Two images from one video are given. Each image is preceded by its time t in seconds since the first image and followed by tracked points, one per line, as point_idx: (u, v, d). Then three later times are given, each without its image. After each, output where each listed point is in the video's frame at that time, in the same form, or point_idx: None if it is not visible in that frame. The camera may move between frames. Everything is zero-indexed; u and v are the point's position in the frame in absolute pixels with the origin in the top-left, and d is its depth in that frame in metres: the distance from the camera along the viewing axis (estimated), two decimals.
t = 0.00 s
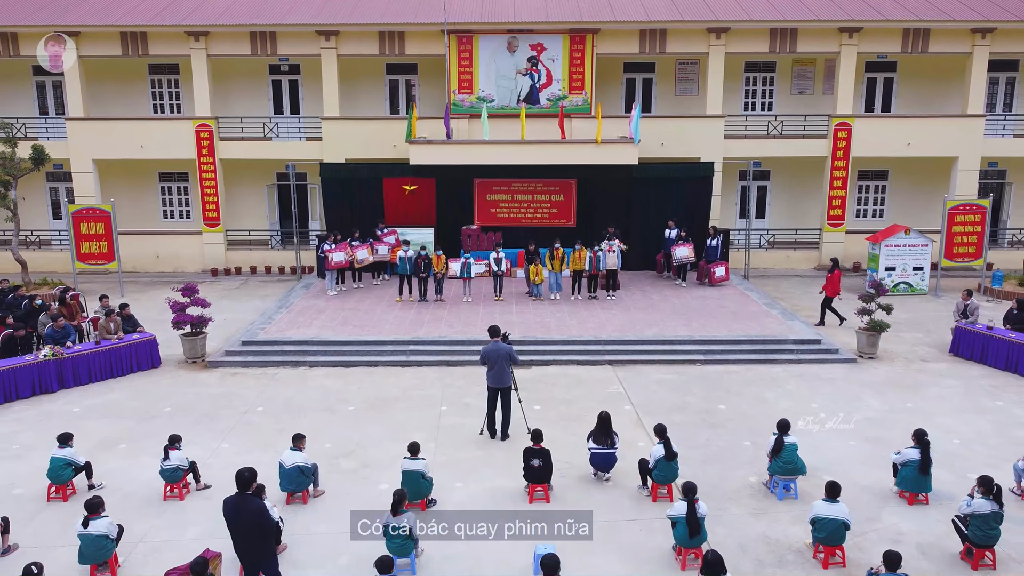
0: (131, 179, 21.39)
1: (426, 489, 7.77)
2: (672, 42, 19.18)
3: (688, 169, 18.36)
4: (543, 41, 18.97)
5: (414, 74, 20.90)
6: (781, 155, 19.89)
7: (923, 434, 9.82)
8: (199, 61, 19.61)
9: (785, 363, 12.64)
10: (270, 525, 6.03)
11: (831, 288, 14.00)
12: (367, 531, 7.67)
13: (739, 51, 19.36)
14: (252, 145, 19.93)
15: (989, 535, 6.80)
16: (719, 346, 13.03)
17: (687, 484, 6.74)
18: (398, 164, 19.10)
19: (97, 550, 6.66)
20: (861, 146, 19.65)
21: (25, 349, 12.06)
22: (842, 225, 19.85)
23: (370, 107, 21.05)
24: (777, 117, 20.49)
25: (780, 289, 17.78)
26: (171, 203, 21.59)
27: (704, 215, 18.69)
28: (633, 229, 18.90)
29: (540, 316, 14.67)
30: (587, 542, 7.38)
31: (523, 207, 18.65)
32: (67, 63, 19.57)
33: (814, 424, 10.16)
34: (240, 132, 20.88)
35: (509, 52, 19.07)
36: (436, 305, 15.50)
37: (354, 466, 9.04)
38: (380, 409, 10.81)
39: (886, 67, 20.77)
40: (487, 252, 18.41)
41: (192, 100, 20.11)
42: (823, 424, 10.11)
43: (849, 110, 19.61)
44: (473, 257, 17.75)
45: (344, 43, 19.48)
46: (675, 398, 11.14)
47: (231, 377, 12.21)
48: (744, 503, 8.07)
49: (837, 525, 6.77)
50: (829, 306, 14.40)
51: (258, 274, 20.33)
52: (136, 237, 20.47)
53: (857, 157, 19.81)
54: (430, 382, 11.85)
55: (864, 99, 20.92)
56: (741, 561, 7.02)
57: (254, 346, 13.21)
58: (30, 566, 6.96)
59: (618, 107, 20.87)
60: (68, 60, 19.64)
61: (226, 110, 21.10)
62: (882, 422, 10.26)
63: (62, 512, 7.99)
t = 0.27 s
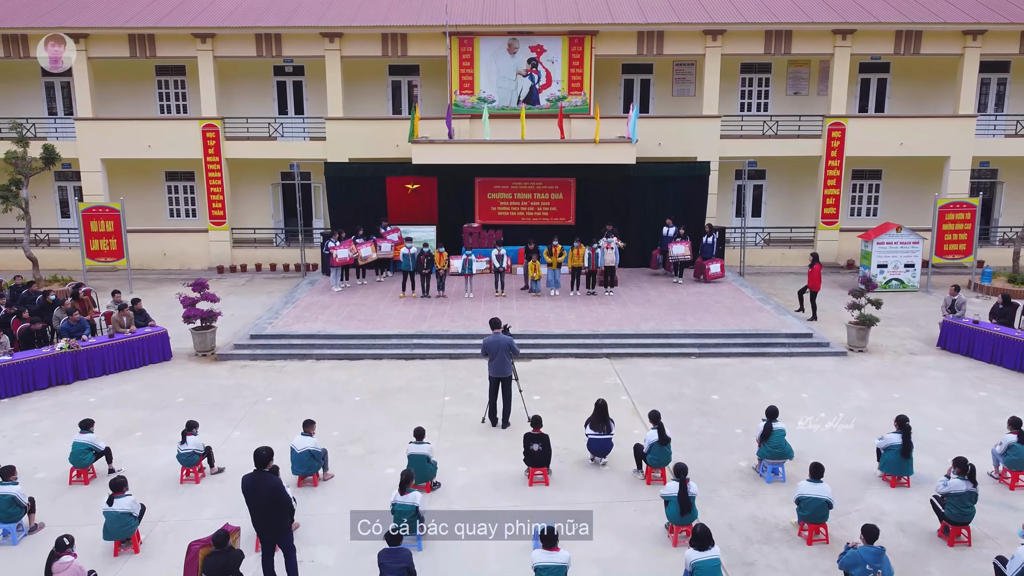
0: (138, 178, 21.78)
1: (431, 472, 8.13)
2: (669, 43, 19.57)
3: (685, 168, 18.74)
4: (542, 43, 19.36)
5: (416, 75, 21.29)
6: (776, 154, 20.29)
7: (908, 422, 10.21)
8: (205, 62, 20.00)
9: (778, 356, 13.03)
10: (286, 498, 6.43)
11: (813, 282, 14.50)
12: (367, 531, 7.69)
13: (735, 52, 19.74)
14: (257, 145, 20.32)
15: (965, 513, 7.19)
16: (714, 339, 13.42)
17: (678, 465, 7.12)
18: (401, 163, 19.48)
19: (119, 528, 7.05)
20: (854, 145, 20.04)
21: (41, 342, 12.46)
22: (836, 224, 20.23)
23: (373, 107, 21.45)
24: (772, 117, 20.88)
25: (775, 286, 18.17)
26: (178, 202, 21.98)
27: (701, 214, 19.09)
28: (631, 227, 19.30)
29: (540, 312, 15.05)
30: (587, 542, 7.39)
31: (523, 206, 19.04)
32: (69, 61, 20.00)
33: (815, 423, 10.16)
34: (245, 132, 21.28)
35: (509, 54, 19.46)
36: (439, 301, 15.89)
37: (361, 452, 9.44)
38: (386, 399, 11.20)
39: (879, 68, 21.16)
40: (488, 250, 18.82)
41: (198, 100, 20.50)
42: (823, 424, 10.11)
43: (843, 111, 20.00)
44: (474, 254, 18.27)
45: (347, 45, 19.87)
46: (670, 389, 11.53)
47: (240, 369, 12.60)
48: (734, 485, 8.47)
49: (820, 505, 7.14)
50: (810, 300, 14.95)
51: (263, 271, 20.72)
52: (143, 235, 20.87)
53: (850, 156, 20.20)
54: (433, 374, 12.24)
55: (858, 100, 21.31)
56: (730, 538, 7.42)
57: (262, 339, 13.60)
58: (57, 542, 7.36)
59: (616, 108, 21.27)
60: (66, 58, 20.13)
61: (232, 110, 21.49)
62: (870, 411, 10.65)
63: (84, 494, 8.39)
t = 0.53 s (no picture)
0: (145, 177, 22.16)
1: (435, 456, 8.51)
2: (666, 45, 19.97)
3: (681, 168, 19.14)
4: (542, 45, 19.75)
5: (418, 76, 21.69)
6: (771, 154, 20.69)
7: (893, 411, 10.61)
8: (211, 63, 20.39)
9: (770, 350, 13.43)
10: (301, 476, 6.83)
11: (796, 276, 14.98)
12: (367, 531, 7.69)
13: (731, 54, 20.13)
14: (262, 144, 20.71)
15: (942, 493, 7.58)
16: (708, 333, 13.82)
17: (670, 448, 7.49)
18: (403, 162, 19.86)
19: (140, 506, 7.45)
20: (848, 145, 20.43)
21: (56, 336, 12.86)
22: (830, 222, 20.64)
23: (376, 108, 21.84)
24: (767, 117, 21.28)
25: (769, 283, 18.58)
26: (184, 201, 22.37)
27: (697, 212, 19.49)
28: (629, 225, 19.71)
29: (539, 307, 15.45)
30: (587, 541, 7.39)
31: (523, 204, 19.44)
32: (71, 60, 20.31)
33: (815, 424, 10.16)
34: (250, 132, 21.67)
35: (509, 55, 19.85)
36: (441, 297, 16.29)
37: (368, 439, 9.83)
38: (391, 390, 11.60)
39: (873, 69, 21.56)
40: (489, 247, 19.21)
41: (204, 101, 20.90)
42: (823, 425, 10.11)
43: (837, 111, 20.39)
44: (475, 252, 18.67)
45: (351, 46, 20.25)
46: (665, 380, 11.94)
47: (249, 362, 13.00)
48: (725, 469, 8.87)
49: (805, 485, 7.51)
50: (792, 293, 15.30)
51: (268, 269, 21.12)
52: (150, 233, 21.26)
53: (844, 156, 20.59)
54: (436, 367, 12.64)
55: (852, 100, 21.71)
56: (720, 518, 7.82)
57: (269, 334, 13.99)
58: (80, 522, 7.76)
59: (615, 108, 21.67)
60: (65, 57, 20.49)
61: (237, 110, 21.88)
62: (857, 401, 11.05)
63: (104, 478, 8.78)
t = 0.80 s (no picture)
0: (151, 176, 22.56)
1: (439, 442, 8.90)
2: (664, 47, 20.37)
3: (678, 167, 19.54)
4: (541, 46, 20.16)
5: (420, 77, 22.09)
6: (766, 154, 21.10)
7: (880, 401, 11.02)
8: (217, 65, 20.79)
9: (762, 343, 13.85)
10: (313, 457, 7.23)
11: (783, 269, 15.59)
12: (367, 531, 7.70)
13: (727, 55, 20.53)
14: (267, 144, 21.11)
15: (920, 475, 7.97)
16: (703, 327, 14.23)
17: (662, 432, 7.88)
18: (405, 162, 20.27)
19: (159, 487, 7.86)
20: (841, 145, 20.84)
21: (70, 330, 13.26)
22: (824, 220, 21.04)
23: (379, 108, 22.25)
24: (763, 118, 21.69)
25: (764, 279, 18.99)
26: (189, 200, 22.77)
27: (693, 210, 19.90)
28: (626, 223, 20.14)
29: (538, 303, 15.85)
30: (585, 531, 7.61)
31: (523, 202, 19.86)
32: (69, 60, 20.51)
33: (814, 424, 10.20)
34: (255, 133, 22.08)
35: (510, 57, 20.25)
36: (443, 293, 16.69)
37: (374, 426, 10.24)
38: (395, 381, 12.01)
39: (867, 70, 21.96)
40: (489, 245, 19.62)
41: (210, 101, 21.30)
42: (823, 425, 10.15)
43: (831, 111, 20.79)
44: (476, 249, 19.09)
45: (354, 48, 20.66)
46: (661, 371, 12.35)
47: (257, 355, 13.42)
48: (716, 454, 9.28)
49: (790, 468, 7.90)
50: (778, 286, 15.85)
51: (273, 266, 21.54)
52: (157, 231, 21.66)
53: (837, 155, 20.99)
54: (438, 359, 13.05)
55: (846, 101, 22.12)
56: (710, 499, 8.22)
57: (276, 328, 14.40)
58: (101, 503, 8.17)
59: (613, 109, 22.07)
60: (65, 57, 20.58)
61: (242, 111, 22.28)
62: (845, 391, 11.46)
63: (122, 463, 9.19)
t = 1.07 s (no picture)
0: (157, 176, 22.93)
1: (442, 429, 9.29)
2: (661, 48, 20.76)
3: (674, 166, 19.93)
4: (541, 48, 20.56)
5: (421, 78, 22.48)
6: (761, 153, 21.50)
7: (867, 391, 11.42)
8: (222, 66, 21.19)
9: (755, 337, 14.25)
10: (324, 440, 7.63)
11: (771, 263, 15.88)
12: (367, 531, 7.68)
13: (723, 57, 20.94)
14: (271, 144, 21.50)
15: (902, 458, 8.35)
16: (698, 322, 14.63)
17: (655, 418, 8.25)
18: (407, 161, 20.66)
19: (176, 470, 8.25)
20: (835, 145, 21.24)
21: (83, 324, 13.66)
22: (818, 219, 21.44)
23: (381, 109, 22.65)
24: (758, 118, 22.10)
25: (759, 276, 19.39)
26: (195, 199, 23.16)
27: (689, 209, 20.30)
28: (624, 221, 20.54)
29: (538, 298, 16.24)
30: (582, 510, 7.99)
31: (523, 201, 20.25)
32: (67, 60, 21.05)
33: (814, 424, 10.20)
34: (260, 133, 22.49)
35: (510, 58, 20.66)
36: (444, 289, 17.07)
37: (379, 415, 10.64)
38: (399, 373, 12.41)
39: (860, 71, 22.35)
40: (490, 243, 20.01)
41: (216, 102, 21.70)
42: (822, 425, 10.15)
43: (825, 112, 21.19)
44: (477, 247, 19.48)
45: (357, 49, 21.07)
46: (656, 364, 12.75)
47: (265, 348, 13.81)
48: (708, 441, 9.67)
49: (777, 452, 8.29)
50: (766, 279, 16.48)
51: (277, 264, 21.93)
52: (163, 230, 22.06)
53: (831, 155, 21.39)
54: (441, 353, 13.45)
55: (840, 102, 22.52)
56: (701, 482, 8.61)
57: (282, 323, 14.80)
58: (120, 486, 8.56)
59: (611, 109, 22.48)
60: (65, 57, 21.12)
61: (246, 111, 22.68)
62: (834, 383, 11.85)
63: (138, 449, 9.58)
